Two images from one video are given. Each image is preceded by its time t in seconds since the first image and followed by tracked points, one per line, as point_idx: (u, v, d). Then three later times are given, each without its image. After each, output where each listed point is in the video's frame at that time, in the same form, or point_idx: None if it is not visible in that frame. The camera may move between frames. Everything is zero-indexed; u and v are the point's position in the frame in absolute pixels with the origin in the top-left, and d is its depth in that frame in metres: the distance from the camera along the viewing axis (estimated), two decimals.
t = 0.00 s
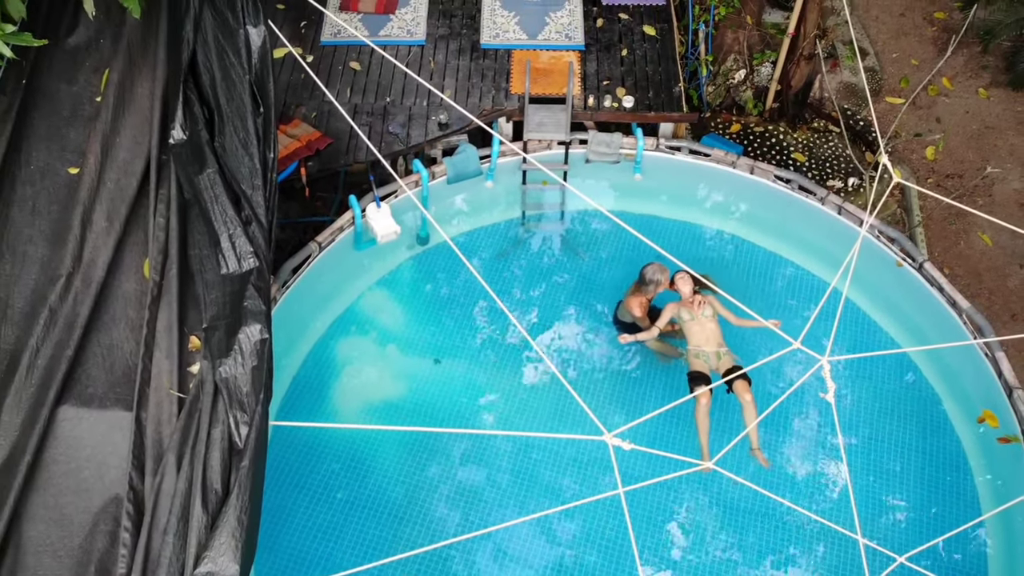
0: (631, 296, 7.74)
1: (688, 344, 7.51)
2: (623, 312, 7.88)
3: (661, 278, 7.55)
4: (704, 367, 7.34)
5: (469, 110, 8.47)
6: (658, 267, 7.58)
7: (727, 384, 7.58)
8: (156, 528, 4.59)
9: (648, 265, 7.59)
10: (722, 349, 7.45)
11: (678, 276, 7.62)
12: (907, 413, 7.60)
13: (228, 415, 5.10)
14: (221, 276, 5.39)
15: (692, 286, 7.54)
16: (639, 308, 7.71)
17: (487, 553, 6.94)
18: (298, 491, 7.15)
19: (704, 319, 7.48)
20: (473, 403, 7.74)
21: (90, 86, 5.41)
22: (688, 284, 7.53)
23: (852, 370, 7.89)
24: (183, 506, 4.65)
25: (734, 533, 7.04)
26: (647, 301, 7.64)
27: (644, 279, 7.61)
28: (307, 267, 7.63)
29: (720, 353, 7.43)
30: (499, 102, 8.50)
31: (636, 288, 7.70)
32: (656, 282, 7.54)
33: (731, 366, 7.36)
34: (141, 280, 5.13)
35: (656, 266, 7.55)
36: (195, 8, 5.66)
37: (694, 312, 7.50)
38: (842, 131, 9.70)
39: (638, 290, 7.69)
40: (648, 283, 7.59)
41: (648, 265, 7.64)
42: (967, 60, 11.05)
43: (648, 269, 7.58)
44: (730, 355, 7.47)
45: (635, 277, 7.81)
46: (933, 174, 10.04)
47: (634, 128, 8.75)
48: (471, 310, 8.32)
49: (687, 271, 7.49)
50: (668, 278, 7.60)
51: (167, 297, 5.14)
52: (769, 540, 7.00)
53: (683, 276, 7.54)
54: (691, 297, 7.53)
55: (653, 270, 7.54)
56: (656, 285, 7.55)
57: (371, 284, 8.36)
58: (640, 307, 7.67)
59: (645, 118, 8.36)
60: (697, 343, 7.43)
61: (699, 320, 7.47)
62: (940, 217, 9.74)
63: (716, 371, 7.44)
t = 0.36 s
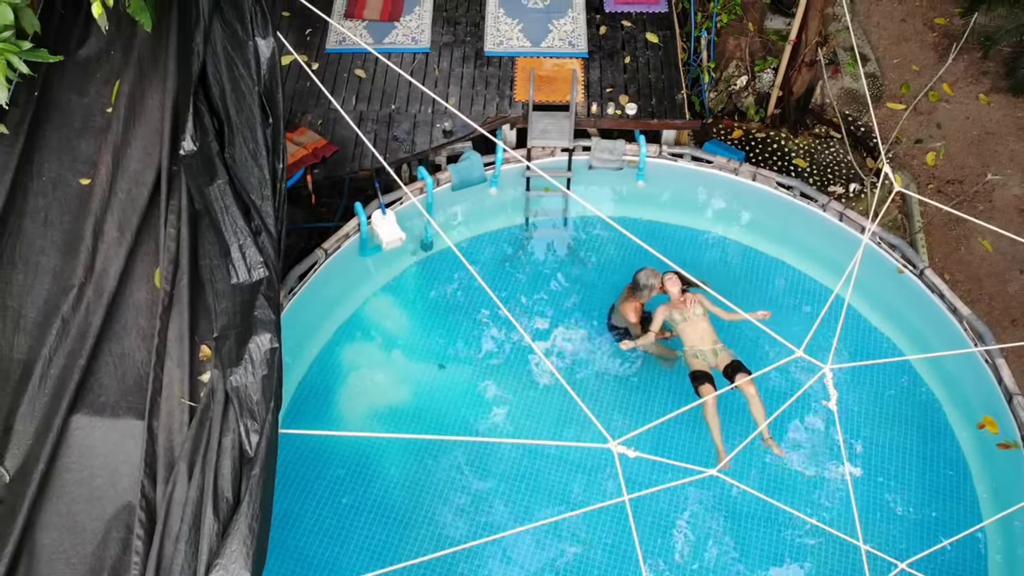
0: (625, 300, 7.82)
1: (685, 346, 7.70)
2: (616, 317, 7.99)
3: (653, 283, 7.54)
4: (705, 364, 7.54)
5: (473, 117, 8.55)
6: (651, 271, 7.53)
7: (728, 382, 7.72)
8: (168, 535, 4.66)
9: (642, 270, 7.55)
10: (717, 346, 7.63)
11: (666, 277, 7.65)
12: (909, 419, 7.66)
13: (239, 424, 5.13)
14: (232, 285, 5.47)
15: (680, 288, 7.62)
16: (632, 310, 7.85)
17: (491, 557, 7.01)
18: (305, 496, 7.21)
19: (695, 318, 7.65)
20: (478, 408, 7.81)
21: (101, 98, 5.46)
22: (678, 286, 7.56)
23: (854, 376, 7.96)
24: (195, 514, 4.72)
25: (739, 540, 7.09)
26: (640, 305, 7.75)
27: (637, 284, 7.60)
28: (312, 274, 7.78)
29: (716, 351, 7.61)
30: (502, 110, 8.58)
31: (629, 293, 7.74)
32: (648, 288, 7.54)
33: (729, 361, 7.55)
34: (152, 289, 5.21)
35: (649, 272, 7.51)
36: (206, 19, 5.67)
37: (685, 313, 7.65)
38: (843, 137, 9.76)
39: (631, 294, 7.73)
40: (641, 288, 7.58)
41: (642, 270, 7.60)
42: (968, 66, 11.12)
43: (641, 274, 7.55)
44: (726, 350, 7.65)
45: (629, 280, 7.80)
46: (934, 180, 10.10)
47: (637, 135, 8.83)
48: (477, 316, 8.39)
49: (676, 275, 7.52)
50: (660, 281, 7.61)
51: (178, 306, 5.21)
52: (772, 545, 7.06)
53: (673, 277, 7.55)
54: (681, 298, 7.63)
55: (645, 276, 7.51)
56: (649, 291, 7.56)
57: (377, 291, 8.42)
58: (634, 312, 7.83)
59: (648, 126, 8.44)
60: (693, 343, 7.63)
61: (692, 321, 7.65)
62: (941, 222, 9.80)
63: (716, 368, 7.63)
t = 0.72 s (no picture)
0: (610, 308, 7.94)
1: (674, 348, 7.80)
2: (602, 325, 8.10)
3: (637, 290, 7.69)
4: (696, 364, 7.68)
5: (472, 126, 8.63)
6: (634, 278, 7.70)
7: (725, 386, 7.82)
8: (171, 545, 4.73)
9: (625, 278, 7.72)
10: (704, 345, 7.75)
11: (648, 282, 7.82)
12: (904, 427, 7.74)
13: (240, 434, 5.24)
14: (234, 297, 5.52)
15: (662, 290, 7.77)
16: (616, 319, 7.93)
17: (490, 563, 7.08)
18: (305, 502, 7.28)
19: (681, 319, 7.76)
20: (477, 414, 7.89)
21: (104, 111, 5.53)
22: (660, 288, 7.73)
23: (848, 384, 8.03)
24: (197, 523, 4.80)
25: (734, 546, 7.16)
26: (625, 312, 7.86)
27: (621, 291, 7.75)
28: (313, 281, 7.85)
29: (704, 350, 7.73)
30: (501, 118, 8.65)
31: (614, 301, 7.88)
32: (632, 295, 7.68)
33: (719, 357, 7.66)
34: (155, 301, 5.28)
35: (632, 279, 7.68)
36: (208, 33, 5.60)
37: (670, 313, 7.76)
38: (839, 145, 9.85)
39: (616, 302, 7.86)
40: (625, 295, 7.73)
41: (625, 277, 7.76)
42: (964, 73, 11.19)
43: (624, 281, 7.71)
44: (714, 347, 7.78)
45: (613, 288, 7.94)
46: (930, 187, 10.17)
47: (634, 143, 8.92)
48: (475, 323, 8.47)
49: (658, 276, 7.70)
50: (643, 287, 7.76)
51: (181, 318, 5.29)
52: (767, 551, 7.13)
53: (654, 280, 7.74)
54: (664, 300, 7.77)
55: (629, 283, 7.68)
56: (633, 297, 7.70)
57: (376, 298, 8.49)
58: (620, 319, 7.92)
59: (646, 134, 8.53)
60: (681, 344, 7.74)
61: (678, 322, 7.76)
62: (936, 230, 9.88)
63: (707, 366, 7.75)
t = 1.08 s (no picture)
0: (601, 320, 8.12)
1: (665, 350, 7.97)
2: (594, 337, 8.24)
3: (625, 299, 7.91)
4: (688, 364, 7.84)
5: (473, 137, 8.73)
6: (621, 289, 7.93)
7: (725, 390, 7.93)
8: (181, 555, 4.82)
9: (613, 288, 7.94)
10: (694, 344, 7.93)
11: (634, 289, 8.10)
12: (898, 435, 7.85)
13: (248, 446, 5.27)
14: (241, 311, 5.59)
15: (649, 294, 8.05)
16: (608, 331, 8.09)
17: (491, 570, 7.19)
18: (309, 509, 7.38)
19: (669, 321, 7.97)
20: (478, 422, 8.00)
21: (113, 128, 5.61)
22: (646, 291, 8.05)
23: (844, 393, 8.13)
24: (206, 534, 4.89)
25: (733, 553, 7.26)
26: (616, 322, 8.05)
27: (610, 302, 7.97)
28: (317, 291, 7.93)
29: (694, 350, 7.89)
30: (502, 129, 8.76)
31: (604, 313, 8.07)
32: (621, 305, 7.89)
33: (710, 357, 7.82)
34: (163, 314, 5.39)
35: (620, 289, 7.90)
36: (214, 51, 5.72)
37: (659, 317, 7.98)
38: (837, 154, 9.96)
39: (606, 314, 8.05)
40: (614, 305, 7.95)
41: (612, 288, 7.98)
42: (960, 82, 11.30)
43: (612, 292, 7.93)
44: (704, 347, 7.95)
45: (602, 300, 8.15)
46: (926, 196, 10.28)
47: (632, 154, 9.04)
48: (476, 331, 8.58)
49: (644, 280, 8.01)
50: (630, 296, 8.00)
51: (189, 332, 5.38)
52: (765, 558, 7.23)
53: (640, 285, 8.08)
54: (651, 304, 8.03)
55: (616, 293, 7.91)
56: (622, 307, 7.91)
57: (378, 307, 8.60)
58: (611, 329, 8.08)
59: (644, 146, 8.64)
60: (672, 346, 7.92)
61: (667, 324, 7.96)
62: (932, 238, 9.99)
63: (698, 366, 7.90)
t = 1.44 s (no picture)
0: (595, 331, 8.26)
1: (656, 351, 8.05)
2: (588, 347, 8.36)
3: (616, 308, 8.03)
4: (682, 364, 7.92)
5: (474, 144, 8.83)
6: (613, 298, 8.05)
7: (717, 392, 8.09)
8: (188, 561, 4.91)
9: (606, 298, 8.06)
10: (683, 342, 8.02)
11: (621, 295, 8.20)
12: (894, 439, 7.95)
13: (253, 453, 5.43)
14: (246, 319, 5.70)
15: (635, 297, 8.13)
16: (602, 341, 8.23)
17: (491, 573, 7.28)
18: (311, 513, 7.48)
19: (658, 321, 8.03)
20: (479, 427, 8.09)
21: (120, 139, 5.68)
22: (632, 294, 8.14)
23: (840, 397, 8.23)
24: (212, 539, 4.98)
25: (730, 556, 7.35)
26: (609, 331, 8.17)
27: (602, 312, 8.08)
28: (320, 298, 8.00)
29: (685, 348, 7.98)
30: (503, 136, 8.84)
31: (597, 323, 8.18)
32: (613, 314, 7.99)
33: (701, 353, 7.93)
34: (170, 323, 5.49)
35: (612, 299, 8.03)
36: (219, 64, 5.86)
37: (648, 317, 8.03)
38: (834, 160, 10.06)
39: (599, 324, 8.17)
40: (607, 315, 8.05)
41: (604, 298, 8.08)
42: (957, 88, 11.37)
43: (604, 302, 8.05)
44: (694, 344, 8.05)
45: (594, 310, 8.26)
46: (922, 202, 10.39)
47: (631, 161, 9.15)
48: (475, 336, 8.68)
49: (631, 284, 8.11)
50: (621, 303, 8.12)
51: (195, 340, 5.47)
52: (762, 561, 7.32)
53: (628, 288, 8.16)
54: (639, 305, 8.10)
55: (608, 303, 8.02)
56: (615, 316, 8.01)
57: (378, 312, 8.72)
58: (606, 338, 8.22)
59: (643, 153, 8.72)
60: (662, 346, 8.00)
61: (658, 324, 8.02)
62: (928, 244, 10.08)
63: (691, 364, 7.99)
